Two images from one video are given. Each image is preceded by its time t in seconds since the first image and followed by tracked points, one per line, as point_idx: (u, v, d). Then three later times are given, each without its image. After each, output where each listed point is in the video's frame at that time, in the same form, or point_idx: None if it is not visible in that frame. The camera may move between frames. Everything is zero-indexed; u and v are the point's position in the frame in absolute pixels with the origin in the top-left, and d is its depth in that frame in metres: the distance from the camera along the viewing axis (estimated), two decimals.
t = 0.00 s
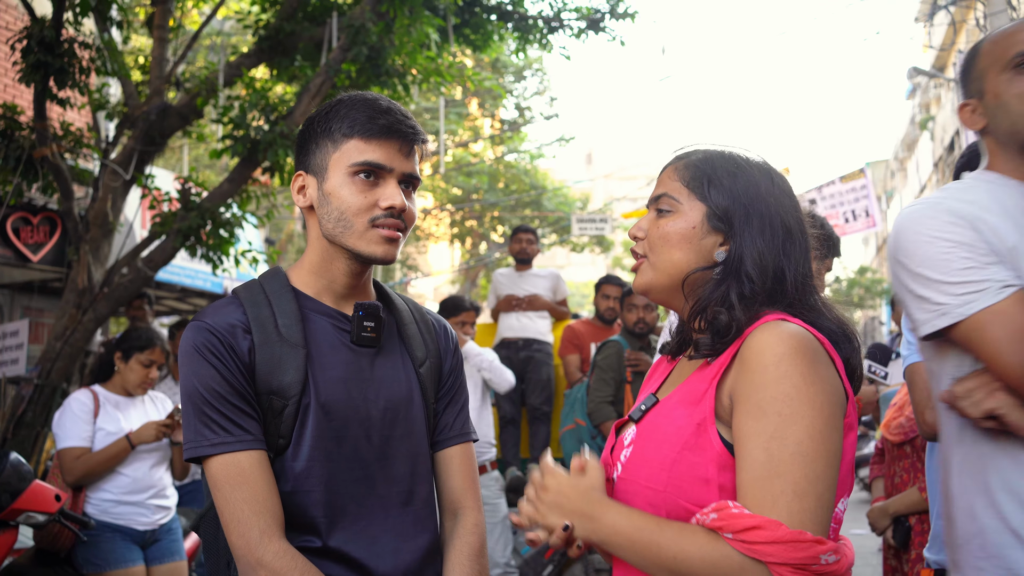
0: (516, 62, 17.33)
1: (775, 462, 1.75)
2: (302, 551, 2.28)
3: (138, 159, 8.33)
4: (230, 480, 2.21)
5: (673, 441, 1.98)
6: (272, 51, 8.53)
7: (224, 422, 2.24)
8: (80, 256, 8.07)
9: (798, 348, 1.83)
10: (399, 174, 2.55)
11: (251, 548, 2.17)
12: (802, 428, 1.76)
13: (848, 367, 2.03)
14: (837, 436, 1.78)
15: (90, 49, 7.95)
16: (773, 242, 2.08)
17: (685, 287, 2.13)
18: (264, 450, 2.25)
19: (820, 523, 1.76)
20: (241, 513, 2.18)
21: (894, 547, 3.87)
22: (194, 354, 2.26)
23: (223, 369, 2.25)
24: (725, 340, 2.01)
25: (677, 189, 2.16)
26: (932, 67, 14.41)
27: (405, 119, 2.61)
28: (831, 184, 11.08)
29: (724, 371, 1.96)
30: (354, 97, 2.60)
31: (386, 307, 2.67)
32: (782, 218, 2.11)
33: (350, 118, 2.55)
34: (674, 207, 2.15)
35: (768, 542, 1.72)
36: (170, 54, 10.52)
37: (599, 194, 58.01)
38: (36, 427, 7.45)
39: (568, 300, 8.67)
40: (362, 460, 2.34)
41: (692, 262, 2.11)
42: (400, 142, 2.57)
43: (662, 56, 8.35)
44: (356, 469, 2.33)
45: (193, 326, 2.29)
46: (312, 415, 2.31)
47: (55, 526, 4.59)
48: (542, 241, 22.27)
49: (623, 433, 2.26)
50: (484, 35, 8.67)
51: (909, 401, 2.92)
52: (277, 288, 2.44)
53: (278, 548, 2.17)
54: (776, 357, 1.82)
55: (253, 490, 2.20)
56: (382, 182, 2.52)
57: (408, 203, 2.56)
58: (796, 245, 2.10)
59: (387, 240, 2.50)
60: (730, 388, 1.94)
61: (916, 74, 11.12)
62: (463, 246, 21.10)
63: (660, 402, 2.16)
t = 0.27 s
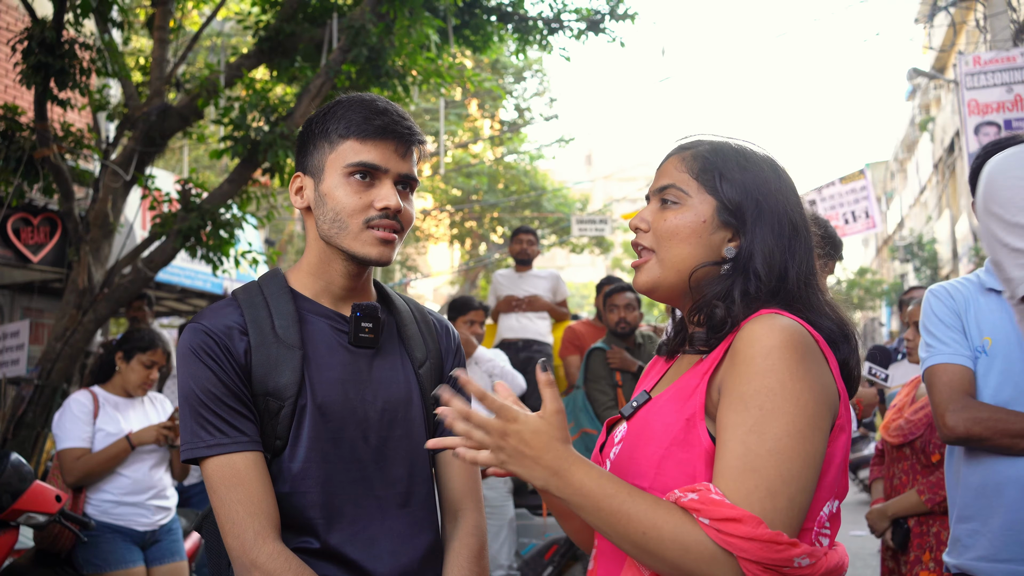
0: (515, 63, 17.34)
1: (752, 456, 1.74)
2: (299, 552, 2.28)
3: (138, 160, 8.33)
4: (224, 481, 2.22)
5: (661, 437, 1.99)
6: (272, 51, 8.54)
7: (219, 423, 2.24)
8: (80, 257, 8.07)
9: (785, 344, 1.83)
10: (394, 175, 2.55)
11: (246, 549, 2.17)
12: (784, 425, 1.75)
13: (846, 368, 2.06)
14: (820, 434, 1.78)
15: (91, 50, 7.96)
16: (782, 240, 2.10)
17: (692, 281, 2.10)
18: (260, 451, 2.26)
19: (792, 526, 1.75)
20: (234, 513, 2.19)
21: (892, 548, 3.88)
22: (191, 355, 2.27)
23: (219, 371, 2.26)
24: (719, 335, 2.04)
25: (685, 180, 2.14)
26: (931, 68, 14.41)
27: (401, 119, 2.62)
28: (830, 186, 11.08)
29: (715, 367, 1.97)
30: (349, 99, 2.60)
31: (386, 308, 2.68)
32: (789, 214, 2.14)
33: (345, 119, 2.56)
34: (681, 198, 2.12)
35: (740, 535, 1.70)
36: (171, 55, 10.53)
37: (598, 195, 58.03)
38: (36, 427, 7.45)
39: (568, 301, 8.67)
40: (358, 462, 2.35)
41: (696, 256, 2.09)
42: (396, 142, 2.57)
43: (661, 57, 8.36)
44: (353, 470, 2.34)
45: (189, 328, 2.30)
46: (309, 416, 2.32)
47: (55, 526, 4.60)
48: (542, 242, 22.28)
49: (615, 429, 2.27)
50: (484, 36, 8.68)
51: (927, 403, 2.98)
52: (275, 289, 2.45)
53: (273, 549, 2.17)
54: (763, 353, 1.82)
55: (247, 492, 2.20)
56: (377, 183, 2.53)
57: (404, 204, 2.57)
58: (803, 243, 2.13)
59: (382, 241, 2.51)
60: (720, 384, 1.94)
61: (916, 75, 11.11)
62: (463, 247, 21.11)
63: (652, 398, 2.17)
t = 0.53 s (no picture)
0: (515, 64, 17.34)
1: (758, 451, 1.74)
2: (299, 554, 2.28)
3: (137, 161, 8.33)
4: (226, 482, 2.22)
5: (657, 435, 1.99)
6: (272, 52, 8.54)
7: (221, 424, 2.24)
8: (80, 258, 8.07)
9: (782, 337, 1.83)
10: (395, 176, 2.55)
11: (247, 552, 2.18)
12: (786, 418, 1.76)
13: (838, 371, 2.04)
14: (820, 430, 1.78)
15: (91, 51, 7.96)
16: (765, 237, 2.08)
17: (673, 281, 2.09)
18: (261, 452, 2.26)
19: (799, 520, 1.76)
20: (236, 514, 2.19)
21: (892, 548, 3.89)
22: (192, 356, 2.27)
23: (220, 371, 2.26)
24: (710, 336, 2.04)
25: (667, 177, 2.13)
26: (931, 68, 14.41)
27: (401, 120, 2.62)
28: (830, 186, 11.08)
29: (711, 364, 1.97)
30: (349, 100, 2.61)
31: (387, 308, 2.68)
32: (776, 213, 2.11)
33: (344, 120, 2.56)
34: (662, 195, 2.11)
35: (752, 530, 1.69)
36: (170, 56, 10.54)
37: (598, 196, 58.04)
38: (36, 429, 7.45)
39: (568, 302, 8.68)
40: (359, 461, 2.35)
41: (679, 256, 2.08)
42: (396, 143, 2.57)
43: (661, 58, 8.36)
44: (354, 470, 2.34)
45: (190, 329, 2.30)
46: (310, 416, 2.32)
47: (55, 529, 4.61)
48: (542, 243, 22.30)
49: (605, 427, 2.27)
50: (484, 37, 8.68)
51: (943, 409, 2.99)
52: (276, 290, 2.45)
53: (275, 551, 2.17)
54: (761, 347, 1.82)
55: (249, 494, 2.21)
56: (378, 184, 2.53)
57: (405, 205, 2.57)
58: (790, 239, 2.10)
59: (383, 242, 2.51)
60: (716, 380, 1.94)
61: (916, 75, 11.11)
62: (463, 248, 21.12)
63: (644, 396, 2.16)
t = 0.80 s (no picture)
0: (515, 65, 17.33)
1: (760, 452, 1.74)
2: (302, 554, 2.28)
3: (137, 162, 8.33)
4: (232, 483, 2.22)
5: (658, 439, 1.98)
6: (271, 54, 8.54)
7: (226, 424, 2.24)
8: (80, 259, 8.06)
9: (778, 338, 1.83)
10: (398, 177, 2.55)
11: (253, 553, 2.17)
12: (788, 420, 1.75)
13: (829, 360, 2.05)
14: (822, 428, 1.78)
15: (90, 52, 7.95)
16: (737, 229, 2.04)
17: (652, 289, 2.14)
18: (266, 453, 2.26)
19: (805, 516, 1.76)
20: (241, 515, 2.19)
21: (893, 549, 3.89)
22: (195, 356, 2.27)
23: (224, 371, 2.26)
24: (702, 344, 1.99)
25: (633, 184, 2.13)
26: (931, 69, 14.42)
27: (404, 121, 2.62)
28: (830, 187, 11.08)
29: (709, 365, 1.96)
30: (352, 100, 2.61)
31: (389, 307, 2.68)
32: (746, 202, 2.06)
33: (347, 120, 2.56)
34: (632, 204, 2.12)
35: (755, 530, 1.70)
36: (170, 57, 10.53)
37: (597, 196, 58.06)
38: (37, 430, 7.45)
39: (567, 302, 8.67)
40: (363, 462, 2.35)
41: (656, 263, 2.09)
42: (398, 144, 2.57)
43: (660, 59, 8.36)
44: (358, 471, 2.34)
45: (194, 328, 2.30)
46: (314, 415, 2.32)
47: (56, 530, 4.61)
48: (541, 244, 22.30)
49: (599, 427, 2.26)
50: (483, 38, 8.68)
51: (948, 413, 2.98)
52: (279, 290, 2.45)
53: (280, 552, 2.17)
54: (759, 348, 1.82)
55: (255, 494, 2.20)
56: (380, 185, 2.53)
57: (407, 206, 2.57)
58: (764, 228, 2.06)
59: (385, 244, 2.51)
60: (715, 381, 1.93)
61: (916, 75, 11.12)
62: (463, 249, 21.12)
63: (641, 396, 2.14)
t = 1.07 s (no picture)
0: (516, 65, 17.32)
1: (797, 459, 1.73)
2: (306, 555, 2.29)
3: (139, 163, 8.33)
4: (236, 485, 2.22)
5: (660, 448, 1.97)
6: (272, 55, 8.53)
7: (229, 424, 2.25)
8: (82, 260, 8.07)
9: (786, 341, 1.81)
10: (401, 178, 2.55)
11: (257, 553, 2.17)
12: (815, 421, 1.74)
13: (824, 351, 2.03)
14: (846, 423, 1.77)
15: (92, 54, 7.95)
16: (722, 229, 2.04)
17: (649, 300, 2.16)
18: (270, 452, 2.26)
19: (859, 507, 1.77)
20: (245, 516, 2.19)
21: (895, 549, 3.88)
22: (199, 354, 2.27)
23: (228, 370, 2.26)
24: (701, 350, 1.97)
25: (614, 197, 2.16)
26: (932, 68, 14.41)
27: (408, 121, 2.62)
28: (831, 186, 11.07)
29: (710, 371, 1.94)
30: (355, 100, 2.61)
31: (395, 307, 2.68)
32: (728, 201, 2.06)
33: (351, 120, 2.56)
34: (617, 217, 2.14)
35: (815, 541, 1.71)
36: (171, 57, 10.54)
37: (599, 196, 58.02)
38: (39, 431, 7.45)
39: (569, 303, 8.67)
40: (367, 461, 2.35)
41: (648, 271, 2.11)
42: (401, 145, 2.57)
43: (662, 59, 8.36)
44: (363, 470, 2.34)
45: (198, 327, 2.30)
46: (318, 414, 2.32)
47: (59, 531, 4.63)
48: (542, 244, 22.30)
49: (602, 434, 2.25)
50: (484, 38, 8.67)
51: (913, 412, 3.00)
52: (283, 288, 2.45)
53: (283, 552, 2.17)
54: (768, 353, 1.80)
55: (260, 495, 2.21)
56: (383, 186, 2.53)
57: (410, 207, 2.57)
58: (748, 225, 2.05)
59: (388, 245, 2.50)
60: (719, 388, 1.92)
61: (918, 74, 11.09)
62: (464, 249, 21.12)
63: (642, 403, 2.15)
